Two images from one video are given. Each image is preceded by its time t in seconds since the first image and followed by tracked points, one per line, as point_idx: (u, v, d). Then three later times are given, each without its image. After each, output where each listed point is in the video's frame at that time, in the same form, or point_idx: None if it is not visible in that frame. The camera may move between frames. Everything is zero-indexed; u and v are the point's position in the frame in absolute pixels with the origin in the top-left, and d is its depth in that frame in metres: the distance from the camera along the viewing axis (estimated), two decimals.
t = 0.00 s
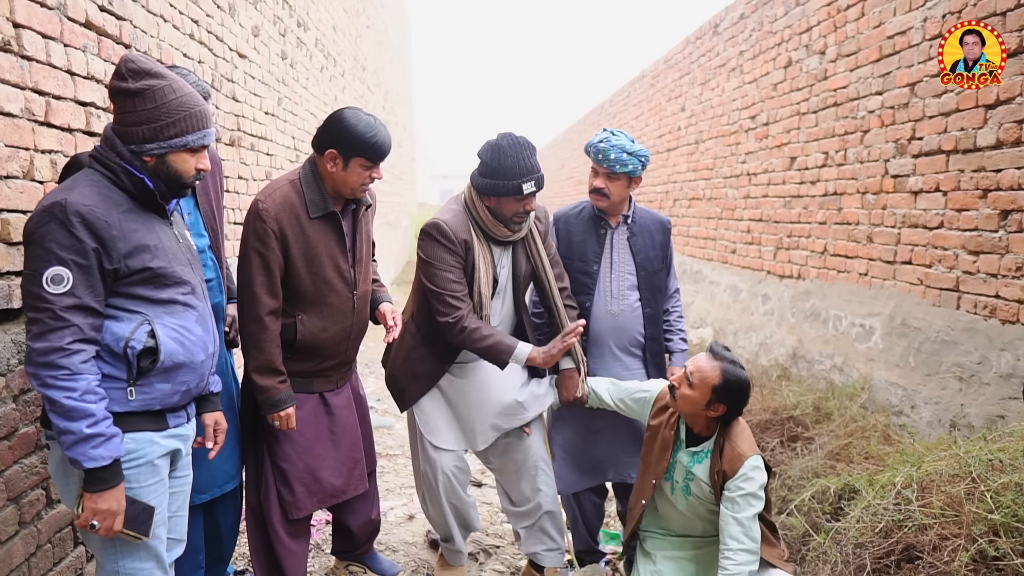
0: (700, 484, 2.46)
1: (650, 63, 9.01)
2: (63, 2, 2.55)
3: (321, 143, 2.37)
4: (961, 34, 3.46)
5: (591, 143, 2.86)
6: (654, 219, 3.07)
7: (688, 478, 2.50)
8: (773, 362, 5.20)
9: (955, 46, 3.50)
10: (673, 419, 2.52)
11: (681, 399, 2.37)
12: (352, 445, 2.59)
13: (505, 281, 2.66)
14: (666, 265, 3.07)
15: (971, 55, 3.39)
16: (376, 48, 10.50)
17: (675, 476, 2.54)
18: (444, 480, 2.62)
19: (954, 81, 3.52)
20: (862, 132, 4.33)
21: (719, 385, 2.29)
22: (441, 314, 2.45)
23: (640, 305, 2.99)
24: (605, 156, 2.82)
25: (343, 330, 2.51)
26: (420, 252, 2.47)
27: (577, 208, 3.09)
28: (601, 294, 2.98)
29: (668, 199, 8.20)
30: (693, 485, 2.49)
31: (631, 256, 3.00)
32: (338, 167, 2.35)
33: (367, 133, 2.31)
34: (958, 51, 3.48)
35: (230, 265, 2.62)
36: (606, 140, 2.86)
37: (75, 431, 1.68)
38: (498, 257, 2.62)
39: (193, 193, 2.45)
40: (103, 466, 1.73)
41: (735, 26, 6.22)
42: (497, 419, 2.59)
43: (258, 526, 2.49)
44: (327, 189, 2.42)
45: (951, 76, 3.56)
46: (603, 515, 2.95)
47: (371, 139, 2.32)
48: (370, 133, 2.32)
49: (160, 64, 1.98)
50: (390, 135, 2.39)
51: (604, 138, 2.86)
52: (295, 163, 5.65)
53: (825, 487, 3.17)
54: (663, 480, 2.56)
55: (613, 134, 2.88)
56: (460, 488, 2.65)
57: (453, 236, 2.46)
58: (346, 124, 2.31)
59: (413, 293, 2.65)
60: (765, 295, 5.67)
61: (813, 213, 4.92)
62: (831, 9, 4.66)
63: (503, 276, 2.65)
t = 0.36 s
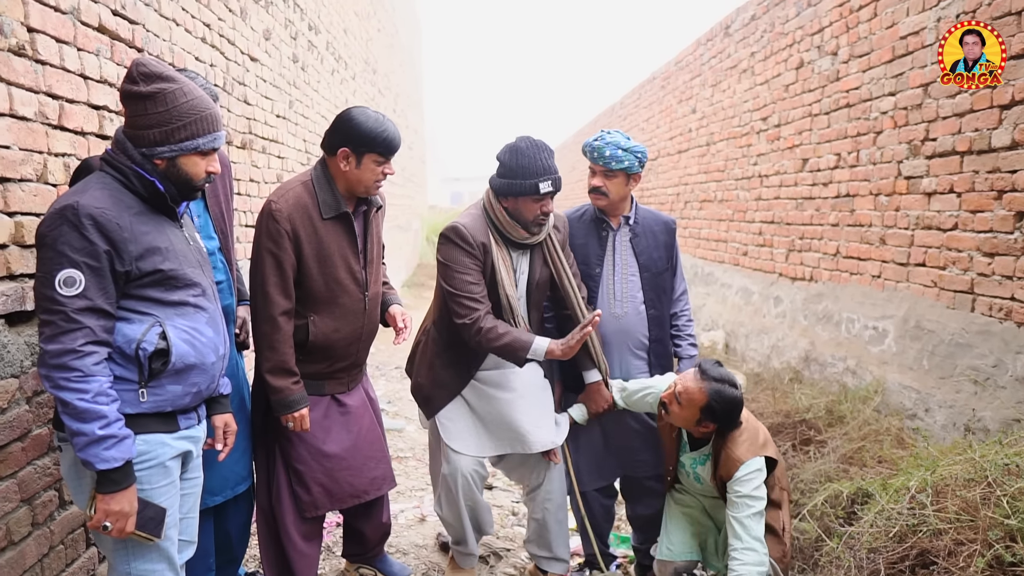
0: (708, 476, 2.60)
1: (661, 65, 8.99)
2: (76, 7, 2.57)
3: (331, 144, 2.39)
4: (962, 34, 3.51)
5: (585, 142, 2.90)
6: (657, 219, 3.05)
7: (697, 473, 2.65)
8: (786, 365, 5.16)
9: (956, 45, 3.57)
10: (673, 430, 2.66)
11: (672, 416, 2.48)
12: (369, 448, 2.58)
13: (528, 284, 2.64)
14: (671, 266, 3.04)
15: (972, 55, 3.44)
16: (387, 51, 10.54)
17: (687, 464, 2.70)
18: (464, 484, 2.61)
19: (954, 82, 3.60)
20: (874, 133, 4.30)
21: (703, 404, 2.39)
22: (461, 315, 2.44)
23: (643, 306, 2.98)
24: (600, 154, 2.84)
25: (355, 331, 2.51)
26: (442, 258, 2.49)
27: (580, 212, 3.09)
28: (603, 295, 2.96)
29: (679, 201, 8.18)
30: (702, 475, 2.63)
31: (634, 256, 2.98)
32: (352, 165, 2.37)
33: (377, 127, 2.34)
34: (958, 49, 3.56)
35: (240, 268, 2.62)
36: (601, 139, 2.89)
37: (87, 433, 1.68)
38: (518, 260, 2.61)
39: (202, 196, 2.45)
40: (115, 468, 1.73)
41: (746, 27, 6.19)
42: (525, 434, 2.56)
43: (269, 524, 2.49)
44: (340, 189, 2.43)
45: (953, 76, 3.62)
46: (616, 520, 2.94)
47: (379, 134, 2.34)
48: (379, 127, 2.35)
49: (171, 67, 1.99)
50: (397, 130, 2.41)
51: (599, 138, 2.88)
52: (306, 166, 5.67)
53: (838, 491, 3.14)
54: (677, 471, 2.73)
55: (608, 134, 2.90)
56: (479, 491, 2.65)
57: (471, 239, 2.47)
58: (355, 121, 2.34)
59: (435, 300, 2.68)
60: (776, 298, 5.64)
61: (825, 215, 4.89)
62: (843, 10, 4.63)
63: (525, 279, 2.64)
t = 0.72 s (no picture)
0: (722, 383, 2.41)
1: (671, 70, 8.99)
2: (90, 13, 2.59)
3: (339, 148, 2.39)
4: (962, 34, 3.57)
5: (594, 148, 2.91)
6: (666, 223, 3.05)
7: (710, 384, 2.45)
8: (797, 370, 5.14)
9: (957, 46, 3.63)
10: (683, 332, 2.53)
11: (681, 299, 2.37)
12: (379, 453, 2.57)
13: (534, 279, 2.63)
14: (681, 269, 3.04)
15: (971, 55, 3.52)
16: (397, 55, 10.57)
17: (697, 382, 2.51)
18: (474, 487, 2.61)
19: (953, 81, 3.68)
20: (885, 138, 4.29)
21: (716, 278, 2.30)
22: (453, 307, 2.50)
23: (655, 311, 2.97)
24: (610, 159, 2.87)
25: (364, 335, 2.51)
26: (451, 246, 2.56)
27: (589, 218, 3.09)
28: (615, 300, 2.94)
29: (689, 206, 8.17)
30: (715, 386, 2.44)
31: (645, 260, 2.98)
32: (366, 167, 2.38)
33: (385, 126, 2.37)
34: (960, 50, 3.61)
35: (249, 272, 2.63)
36: (609, 145, 2.90)
37: (97, 436, 1.69)
38: (525, 256, 2.62)
39: (212, 200, 2.46)
40: (125, 471, 1.73)
41: (756, 32, 6.19)
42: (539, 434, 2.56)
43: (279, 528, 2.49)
44: (350, 194, 2.44)
45: (952, 77, 3.69)
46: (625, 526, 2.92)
47: (387, 131, 2.37)
48: (388, 126, 2.39)
49: (182, 72, 2.00)
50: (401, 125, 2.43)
51: (607, 142, 2.90)
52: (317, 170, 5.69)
53: (849, 498, 3.12)
54: (689, 393, 2.56)
55: (616, 138, 2.91)
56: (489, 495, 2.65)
57: (474, 232, 2.55)
58: (362, 123, 2.35)
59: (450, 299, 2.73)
60: (787, 303, 5.61)
61: (836, 220, 4.87)
62: (854, 14, 4.62)
63: (533, 274, 2.63)
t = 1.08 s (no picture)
0: (715, 342, 2.42)
1: (680, 72, 8.98)
2: (101, 14, 2.60)
3: (352, 152, 2.40)
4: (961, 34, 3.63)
5: (608, 147, 2.89)
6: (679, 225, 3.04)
7: (701, 348, 2.46)
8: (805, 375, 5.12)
9: (959, 48, 3.65)
10: (673, 300, 2.58)
11: (670, 257, 2.42)
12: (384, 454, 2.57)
13: (521, 268, 2.63)
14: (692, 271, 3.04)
15: (972, 55, 3.56)
16: (406, 57, 10.59)
17: (690, 349, 2.50)
18: (477, 487, 2.60)
19: (954, 82, 3.71)
20: (895, 142, 4.26)
21: (698, 231, 2.38)
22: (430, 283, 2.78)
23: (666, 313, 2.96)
24: (624, 159, 2.85)
25: (372, 336, 2.51)
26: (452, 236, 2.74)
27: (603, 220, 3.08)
28: (627, 303, 2.93)
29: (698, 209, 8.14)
30: (707, 348, 2.44)
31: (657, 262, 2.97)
32: (378, 169, 2.39)
33: (394, 125, 2.38)
34: (960, 52, 3.64)
35: (257, 273, 2.64)
36: (623, 144, 2.88)
37: (106, 436, 1.69)
38: (514, 246, 2.64)
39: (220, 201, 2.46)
40: (133, 471, 1.74)
41: (766, 34, 6.17)
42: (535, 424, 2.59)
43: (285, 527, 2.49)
44: (358, 195, 2.45)
45: (952, 77, 3.74)
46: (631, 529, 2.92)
47: (397, 134, 2.37)
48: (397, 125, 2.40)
49: (191, 73, 2.01)
50: (410, 127, 2.43)
51: (622, 142, 2.87)
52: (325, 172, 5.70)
53: (857, 503, 3.10)
54: (680, 364, 2.55)
55: (630, 139, 2.90)
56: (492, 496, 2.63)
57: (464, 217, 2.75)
58: (372, 125, 2.35)
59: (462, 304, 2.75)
60: (796, 307, 5.59)
61: (845, 223, 4.85)
62: (864, 17, 4.60)
63: (520, 263, 2.63)
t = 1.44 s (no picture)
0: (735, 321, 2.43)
1: (689, 75, 8.96)
2: (113, 17, 2.62)
3: (361, 155, 2.41)
4: (960, 36, 3.73)
5: (624, 147, 2.89)
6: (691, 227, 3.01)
7: (720, 328, 2.46)
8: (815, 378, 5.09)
9: (961, 49, 3.73)
10: (689, 282, 2.57)
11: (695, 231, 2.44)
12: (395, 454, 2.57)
13: (520, 267, 2.63)
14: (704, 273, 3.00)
15: (971, 55, 3.65)
16: (416, 59, 10.61)
17: (707, 329, 2.48)
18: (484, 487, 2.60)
19: (954, 81, 3.79)
20: (907, 144, 4.24)
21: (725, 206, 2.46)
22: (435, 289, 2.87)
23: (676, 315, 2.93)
24: (639, 159, 2.84)
25: (381, 338, 2.52)
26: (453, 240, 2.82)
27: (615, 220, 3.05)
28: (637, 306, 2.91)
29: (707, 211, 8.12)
30: (727, 328, 2.44)
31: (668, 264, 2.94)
32: (386, 172, 2.40)
33: (402, 128, 2.39)
34: (960, 52, 3.73)
35: (265, 274, 2.65)
36: (639, 144, 2.88)
37: (118, 436, 1.70)
38: (514, 244, 2.64)
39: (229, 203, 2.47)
40: (145, 471, 1.75)
41: (776, 36, 6.15)
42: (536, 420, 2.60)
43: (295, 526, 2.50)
44: (365, 196, 2.45)
45: (951, 77, 3.82)
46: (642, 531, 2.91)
47: (409, 138, 2.38)
48: (404, 128, 2.40)
49: (203, 76, 2.02)
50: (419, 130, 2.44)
51: (638, 143, 2.87)
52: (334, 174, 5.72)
53: (867, 507, 3.08)
54: (694, 348, 2.54)
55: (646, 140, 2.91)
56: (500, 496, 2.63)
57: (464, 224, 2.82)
58: (381, 128, 2.36)
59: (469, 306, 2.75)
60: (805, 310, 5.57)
61: (856, 226, 4.83)
62: (875, 19, 4.58)
63: (520, 262, 2.63)
